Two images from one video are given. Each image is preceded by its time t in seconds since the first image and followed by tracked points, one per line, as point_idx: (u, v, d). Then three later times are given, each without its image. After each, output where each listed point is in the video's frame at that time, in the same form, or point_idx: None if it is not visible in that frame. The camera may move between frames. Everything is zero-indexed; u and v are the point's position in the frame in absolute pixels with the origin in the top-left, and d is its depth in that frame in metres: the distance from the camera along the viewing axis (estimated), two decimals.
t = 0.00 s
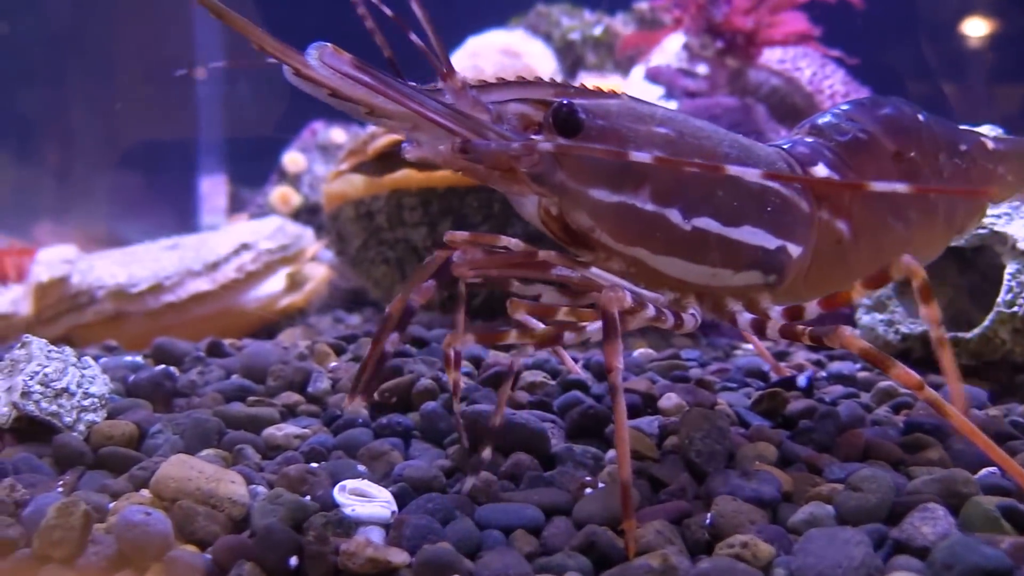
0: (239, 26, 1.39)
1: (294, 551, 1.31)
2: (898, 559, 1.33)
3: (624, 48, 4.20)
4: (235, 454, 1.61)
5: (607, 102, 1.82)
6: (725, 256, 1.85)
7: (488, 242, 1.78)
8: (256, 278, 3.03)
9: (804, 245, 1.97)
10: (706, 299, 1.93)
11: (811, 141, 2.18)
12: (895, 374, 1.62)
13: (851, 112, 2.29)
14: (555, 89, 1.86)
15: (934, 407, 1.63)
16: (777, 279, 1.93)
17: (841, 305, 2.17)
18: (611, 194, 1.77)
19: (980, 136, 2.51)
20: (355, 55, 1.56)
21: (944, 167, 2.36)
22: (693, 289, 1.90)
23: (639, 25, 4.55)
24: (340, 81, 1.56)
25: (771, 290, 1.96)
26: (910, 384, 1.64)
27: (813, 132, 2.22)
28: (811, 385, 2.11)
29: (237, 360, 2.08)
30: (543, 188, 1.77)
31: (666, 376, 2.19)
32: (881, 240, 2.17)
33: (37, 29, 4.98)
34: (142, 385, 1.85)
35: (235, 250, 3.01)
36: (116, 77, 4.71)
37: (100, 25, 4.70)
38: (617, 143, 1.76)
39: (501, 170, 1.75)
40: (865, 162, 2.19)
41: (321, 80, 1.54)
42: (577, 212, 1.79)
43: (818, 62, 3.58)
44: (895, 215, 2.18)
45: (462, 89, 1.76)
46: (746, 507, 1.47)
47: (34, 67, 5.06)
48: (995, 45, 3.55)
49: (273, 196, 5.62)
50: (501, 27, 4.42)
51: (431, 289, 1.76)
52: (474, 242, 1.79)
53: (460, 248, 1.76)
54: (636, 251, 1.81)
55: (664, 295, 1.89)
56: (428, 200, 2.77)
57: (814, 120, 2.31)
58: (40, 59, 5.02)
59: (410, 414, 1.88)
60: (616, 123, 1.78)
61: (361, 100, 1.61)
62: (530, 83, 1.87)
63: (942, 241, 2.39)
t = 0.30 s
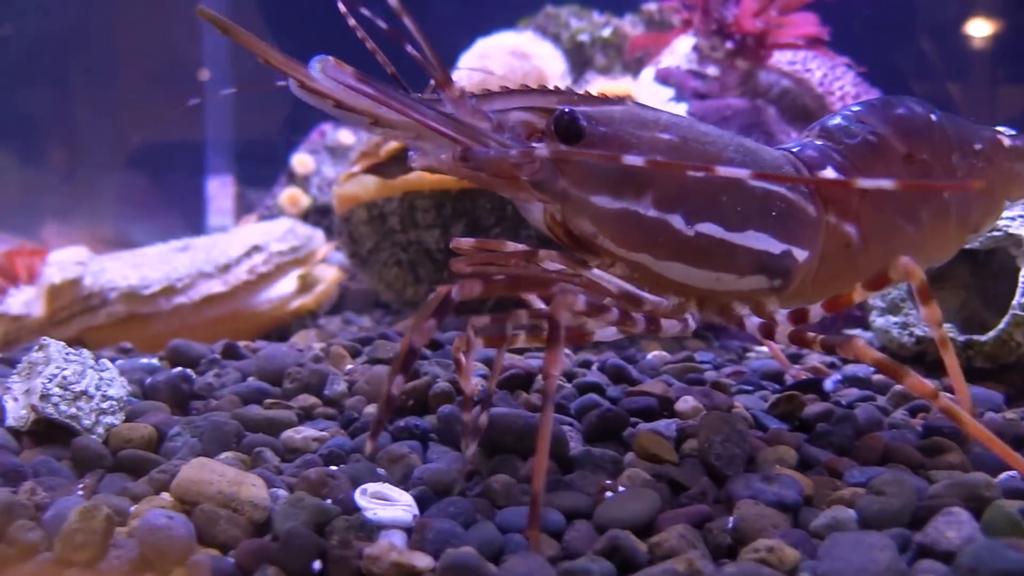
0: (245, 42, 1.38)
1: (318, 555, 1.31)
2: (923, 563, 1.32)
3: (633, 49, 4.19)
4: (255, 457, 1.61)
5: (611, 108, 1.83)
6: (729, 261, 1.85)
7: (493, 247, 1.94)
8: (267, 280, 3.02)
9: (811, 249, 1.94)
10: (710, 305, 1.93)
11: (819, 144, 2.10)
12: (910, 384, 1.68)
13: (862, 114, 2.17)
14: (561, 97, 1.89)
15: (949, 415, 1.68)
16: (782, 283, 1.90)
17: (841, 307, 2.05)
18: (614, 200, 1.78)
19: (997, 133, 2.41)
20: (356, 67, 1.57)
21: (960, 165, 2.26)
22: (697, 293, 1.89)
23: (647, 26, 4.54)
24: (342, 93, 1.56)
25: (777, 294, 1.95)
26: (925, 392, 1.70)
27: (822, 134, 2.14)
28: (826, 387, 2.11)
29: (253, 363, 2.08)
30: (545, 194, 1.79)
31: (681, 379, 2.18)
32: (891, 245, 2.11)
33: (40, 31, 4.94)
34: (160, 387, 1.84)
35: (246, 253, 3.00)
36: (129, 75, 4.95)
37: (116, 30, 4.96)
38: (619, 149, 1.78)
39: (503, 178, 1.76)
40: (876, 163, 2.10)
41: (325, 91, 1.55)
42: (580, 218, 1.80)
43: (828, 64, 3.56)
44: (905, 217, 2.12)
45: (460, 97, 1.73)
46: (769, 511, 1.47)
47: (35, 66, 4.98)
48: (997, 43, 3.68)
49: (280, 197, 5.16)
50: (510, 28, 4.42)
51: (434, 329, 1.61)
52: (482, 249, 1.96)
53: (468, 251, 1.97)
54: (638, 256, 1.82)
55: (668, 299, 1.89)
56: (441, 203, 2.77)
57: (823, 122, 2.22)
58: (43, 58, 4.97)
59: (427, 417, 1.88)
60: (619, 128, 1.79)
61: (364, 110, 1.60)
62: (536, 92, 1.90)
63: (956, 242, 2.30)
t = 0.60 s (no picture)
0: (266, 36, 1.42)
1: (351, 555, 1.30)
2: (960, 565, 1.31)
3: (648, 50, 4.19)
4: (282, 455, 1.60)
5: (628, 104, 1.85)
6: (746, 256, 1.84)
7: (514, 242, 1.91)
8: (284, 279, 3.02)
9: (830, 245, 1.93)
10: (728, 299, 1.94)
11: (841, 141, 2.09)
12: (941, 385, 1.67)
13: (886, 110, 2.15)
14: (577, 92, 1.91)
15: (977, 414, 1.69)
16: (797, 277, 1.91)
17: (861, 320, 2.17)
18: (627, 194, 1.78)
19: None
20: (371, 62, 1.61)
21: (990, 161, 2.20)
22: (715, 288, 1.89)
23: (661, 27, 4.54)
24: (360, 87, 1.60)
25: (794, 289, 1.96)
26: (954, 394, 1.70)
27: (844, 131, 2.14)
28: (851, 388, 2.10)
29: (276, 362, 2.08)
30: (560, 187, 1.80)
31: (704, 379, 2.17)
32: (914, 241, 2.08)
33: (43, 33, 4.87)
34: (184, 384, 1.84)
35: (263, 251, 3.00)
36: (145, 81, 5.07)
37: (125, 35, 5.03)
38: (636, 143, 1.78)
39: (517, 171, 1.78)
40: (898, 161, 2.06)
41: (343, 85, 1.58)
42: (595, 211, 1.82)
43: (844, 65, 3.56)
44: (929, 214, 2.08)
45: (474, 90, 1.73)
46: (801, 512, 1.45)
47: (36, 66, 4.90)
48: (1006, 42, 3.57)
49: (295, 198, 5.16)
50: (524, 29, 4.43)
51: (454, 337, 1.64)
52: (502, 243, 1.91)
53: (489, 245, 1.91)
54: (654, 249, 1.83)
55: (683, 293, 1.90)
56: (461, 202, 2.76)
57: (847, 119, 2.20)
58: (50, 60, 4.93)
59: (452, 417, 1.87)
60: (636, 124, 1.81)
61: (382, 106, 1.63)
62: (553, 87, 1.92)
63: (984, 241, 2.24)
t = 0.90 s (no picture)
0: (288, 26, 1.52)
1: (374, 552, 1.30)
2: (987, 564, 1.30)
3: (660, 49, 4.20)
4: (302, 452, 1.60)
5: (641, 98, 1.90)
6: (752, 247, 1.86)
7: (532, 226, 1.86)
8: (298, 277, 3.03)
9: (838, 239, 1.94)
10: (736, 290, 1.95)
11: (857, 137, 2.10)
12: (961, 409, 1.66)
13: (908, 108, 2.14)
14: (592, 85, 1.95)
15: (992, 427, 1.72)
16: (805, 270, 1.91)
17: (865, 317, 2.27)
18: (636, 183, 1.83)
19: None
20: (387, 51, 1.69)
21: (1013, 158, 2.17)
22: (722, 278, 1.91)
23: (673, 25, 4.53)
24: (377, 76, 1.69)
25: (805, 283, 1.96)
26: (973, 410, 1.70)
27: (862, 128, 2.15)
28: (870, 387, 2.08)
29: (294, 359, 2.08)
30: (568, 176, 1.86)
31: (722, 378, 2.16)
32: (928, 239, 2.06)
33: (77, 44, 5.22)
34: (204, 381, 1.85)
35: (277, 249, 3.01)
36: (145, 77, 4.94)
37: (128, 33, 4.97)
38: (645, 135, 1.83)
39: (527, 160, 1.83)
40: (915, 157, 2.05)
41: (362, 73, 1.67)
42: (603, 200, 1.87)
43: (859, 64, 3.61)
44: (946, 211, 2.06)
45: (487, 79, 1.84)
46: (825, 510, 1.44)
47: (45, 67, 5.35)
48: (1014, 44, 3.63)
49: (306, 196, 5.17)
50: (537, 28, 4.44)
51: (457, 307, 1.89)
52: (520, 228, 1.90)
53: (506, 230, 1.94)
54: (660, 239, 1.86)
55: (692, 283, 1.92)
56: (477, 200, 2.76)
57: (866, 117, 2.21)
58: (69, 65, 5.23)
59: (470, 414, 1.87)
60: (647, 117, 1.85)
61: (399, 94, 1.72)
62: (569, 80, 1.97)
63: (1006, 239, 2.21)
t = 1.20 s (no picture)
0: (310, 27, 1.53)
1: (389, 555, 1.30)
2: (1005, 568, 1.29)
3: (669, 48, 4.20)
4: (314, 454, 1.60)
5: (647, 95, 1.90)
6: (754, 243, 1.90)
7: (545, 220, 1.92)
8: (307, 277, 3.03)
9: (843, 237, 1.97)
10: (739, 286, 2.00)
11: (869, 137, 2.09)
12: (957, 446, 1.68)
13: (923, 108, 2.11)
14: (598, 83, 1.93)
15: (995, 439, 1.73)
16: (808, 266, 1.96)
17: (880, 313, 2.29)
18: (638, 178, 1.84)
19: None
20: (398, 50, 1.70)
21: None
22: (728, 273, 1.96)
23: (681, 25, 4.54)
24: (389, 76, 1.69)
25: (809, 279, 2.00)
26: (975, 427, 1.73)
27: (874, 128, 2.14)
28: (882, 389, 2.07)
29: (305, 360, 2.08)
30: (572, 171, 1.88)
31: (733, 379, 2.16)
32: (938, 238, 2.05)
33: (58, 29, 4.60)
34: (215, 383, 1.85)
35: (286, 250, 3.01)
36: (150, 82, 4.73)
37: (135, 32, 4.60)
38: (649, 132, 1.84)
39: (532, 154, 1.86)
40: (926, 157, 2.03)
41: (375, 72, 1.67)
42: (606, 195, 1.88)
43: (868, 63, 3.63)
44: (956, 211, 2.05)
45: (494, 77, 1.81)
46: (840, 513, 1.44)
47: (48, 65, 4.65)
48: None
49: (316, 196, 5.49)
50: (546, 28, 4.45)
51: (472, 308, 1.96)
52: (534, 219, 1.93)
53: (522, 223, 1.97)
54: (663, 234, 1.88)
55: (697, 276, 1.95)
56: (486, 201, 2.76)
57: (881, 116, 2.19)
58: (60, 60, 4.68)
59: (482, 416, 1.86)
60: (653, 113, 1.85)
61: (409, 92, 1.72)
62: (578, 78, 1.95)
63: None
